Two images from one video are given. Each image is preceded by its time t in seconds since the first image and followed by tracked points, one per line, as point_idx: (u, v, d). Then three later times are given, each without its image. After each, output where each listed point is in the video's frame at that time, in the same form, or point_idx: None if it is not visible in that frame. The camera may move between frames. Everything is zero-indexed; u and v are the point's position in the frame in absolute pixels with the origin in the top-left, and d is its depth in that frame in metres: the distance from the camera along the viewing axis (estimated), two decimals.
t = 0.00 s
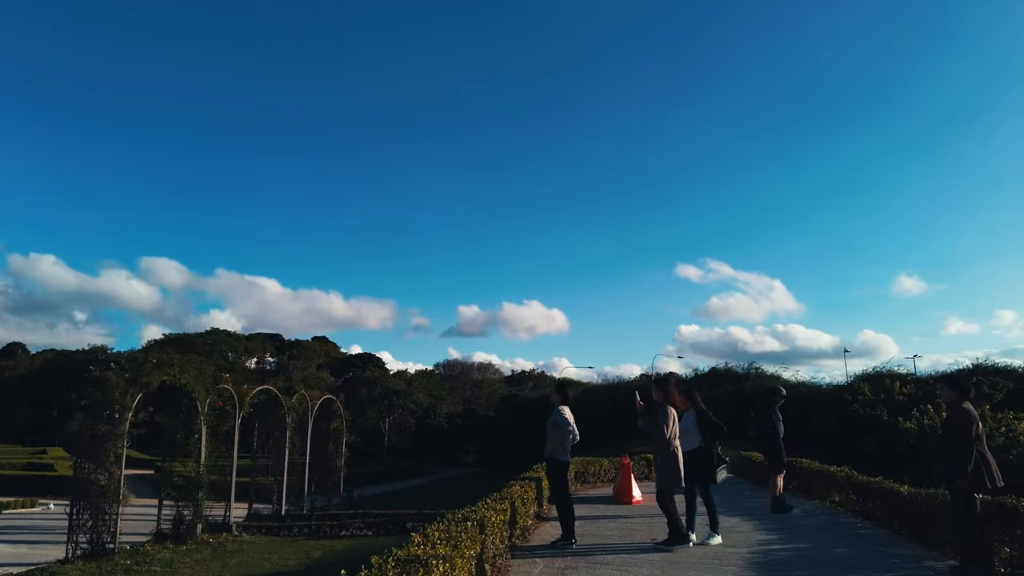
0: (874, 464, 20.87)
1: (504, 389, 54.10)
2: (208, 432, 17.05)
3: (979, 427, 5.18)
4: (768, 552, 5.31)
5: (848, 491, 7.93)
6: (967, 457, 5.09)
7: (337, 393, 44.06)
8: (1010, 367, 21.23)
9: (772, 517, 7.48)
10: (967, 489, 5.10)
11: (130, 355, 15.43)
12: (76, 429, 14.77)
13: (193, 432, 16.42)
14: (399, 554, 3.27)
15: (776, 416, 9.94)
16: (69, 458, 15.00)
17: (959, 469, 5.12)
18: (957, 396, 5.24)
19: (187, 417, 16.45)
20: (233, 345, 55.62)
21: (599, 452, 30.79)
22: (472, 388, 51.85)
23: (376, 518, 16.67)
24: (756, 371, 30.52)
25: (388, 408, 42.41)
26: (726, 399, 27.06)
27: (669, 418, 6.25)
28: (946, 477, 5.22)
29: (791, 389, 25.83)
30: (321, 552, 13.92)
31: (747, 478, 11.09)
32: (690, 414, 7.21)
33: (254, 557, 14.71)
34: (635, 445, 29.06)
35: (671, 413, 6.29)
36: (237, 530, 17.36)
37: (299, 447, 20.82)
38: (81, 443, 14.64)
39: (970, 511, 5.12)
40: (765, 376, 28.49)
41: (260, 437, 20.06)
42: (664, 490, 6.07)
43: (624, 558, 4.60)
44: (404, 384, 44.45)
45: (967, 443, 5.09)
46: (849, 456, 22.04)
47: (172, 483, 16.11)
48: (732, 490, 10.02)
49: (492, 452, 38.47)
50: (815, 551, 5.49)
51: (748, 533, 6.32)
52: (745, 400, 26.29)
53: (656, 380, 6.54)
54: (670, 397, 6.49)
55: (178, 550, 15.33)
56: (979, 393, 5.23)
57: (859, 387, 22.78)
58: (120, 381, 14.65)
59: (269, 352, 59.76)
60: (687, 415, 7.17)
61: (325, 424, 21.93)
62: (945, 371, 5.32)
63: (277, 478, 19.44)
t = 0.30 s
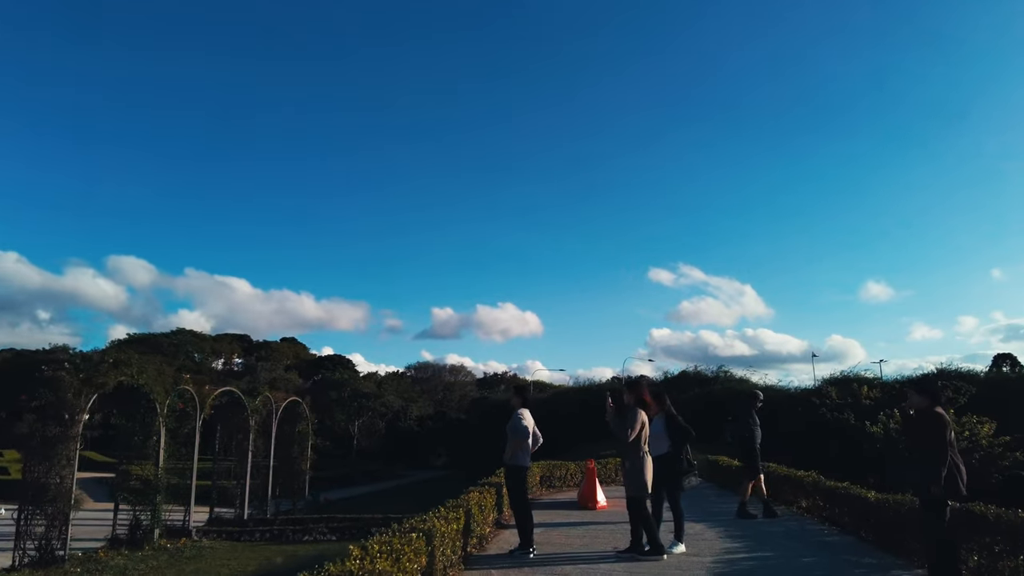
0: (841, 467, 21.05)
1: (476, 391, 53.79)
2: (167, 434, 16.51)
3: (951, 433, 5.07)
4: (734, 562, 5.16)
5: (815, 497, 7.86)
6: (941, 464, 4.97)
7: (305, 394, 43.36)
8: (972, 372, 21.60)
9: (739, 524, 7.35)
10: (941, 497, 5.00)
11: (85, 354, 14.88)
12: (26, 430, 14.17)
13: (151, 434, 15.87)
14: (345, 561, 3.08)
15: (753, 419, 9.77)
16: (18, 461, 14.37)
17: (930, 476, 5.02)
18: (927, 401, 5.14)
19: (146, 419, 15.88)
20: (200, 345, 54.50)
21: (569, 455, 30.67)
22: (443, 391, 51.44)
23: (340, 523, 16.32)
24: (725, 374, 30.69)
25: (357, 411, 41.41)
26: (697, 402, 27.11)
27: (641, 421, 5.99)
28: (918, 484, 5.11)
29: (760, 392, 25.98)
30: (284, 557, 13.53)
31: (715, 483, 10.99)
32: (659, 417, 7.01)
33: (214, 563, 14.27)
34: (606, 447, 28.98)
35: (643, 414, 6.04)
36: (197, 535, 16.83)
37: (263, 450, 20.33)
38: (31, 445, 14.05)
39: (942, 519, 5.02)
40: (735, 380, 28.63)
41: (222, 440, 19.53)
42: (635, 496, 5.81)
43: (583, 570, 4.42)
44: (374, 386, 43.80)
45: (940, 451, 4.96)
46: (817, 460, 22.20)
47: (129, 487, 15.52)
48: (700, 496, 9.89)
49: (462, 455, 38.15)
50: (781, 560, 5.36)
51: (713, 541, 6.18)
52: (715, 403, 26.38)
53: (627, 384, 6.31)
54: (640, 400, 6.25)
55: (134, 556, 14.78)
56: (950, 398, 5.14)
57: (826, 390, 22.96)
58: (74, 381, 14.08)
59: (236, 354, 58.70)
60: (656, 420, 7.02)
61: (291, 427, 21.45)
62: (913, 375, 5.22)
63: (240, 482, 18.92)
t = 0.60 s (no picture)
0: (815, 469, 21.10)
1: (454, 393, 53.45)
2: (133, 434, 16.04)
3: (933, 435, 4.97)
4: (708, 569, 4.99)
5: (790, 499, 7.74)
6: (921, 465, 4.86)
7: (279, 395, 42.75)
8: (944, 375, 21.83)
9: (712, 529, 7.20)
10: (922, 500, 4.88)
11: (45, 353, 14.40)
12: None
13: (115, 435, 15.39)
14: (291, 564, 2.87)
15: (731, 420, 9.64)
16: None
17: (910, 478, 4.91)
18: (907, 401, 5.04)
19: (110, 419, 15.40)
20: (172, 345, 53.50)
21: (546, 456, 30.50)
22: (420, 392, 51.05)
23: (310, 526, 16.02)
24: (701, 376, 30.76)
25: (332, 412, 41.38)
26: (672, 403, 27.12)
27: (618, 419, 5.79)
28: (898, 487, 5.00)
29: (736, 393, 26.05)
30: (251, 561, 13.20)
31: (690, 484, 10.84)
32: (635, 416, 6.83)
33: (179, 567, 13.88)
34: (583, 449, 28.85)
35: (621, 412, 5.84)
36: (162, 539, 16.35)
37: (233, 452, 19.90)
38: None
39: (922, 523, 4.90)
40: (711, 381, 28.71)
41: (191, 440, 19.07)
42: (609, 498, 5.62)
43: None
44: (349, 386, 43.28)
45: (920, 451, 4.86)
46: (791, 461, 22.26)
47: (91, 489, 15.03)
48: (674, 499, 9.73)
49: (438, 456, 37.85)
50: (755, 565, 5.21)
51: (684, 546, 6.02)
52: (691, 405, 26.38)
53: (604, 381, 6.09)
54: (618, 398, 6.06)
55: (94, 560, 14.31)
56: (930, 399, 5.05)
57: (801, 392, 23.05)
58: (32, 380, 13.60)
59: (210, 354, 57.81)
60: (631, 419, 6.85)
61: (262, 428, 21.04)
62: (894, 375, 5.12)
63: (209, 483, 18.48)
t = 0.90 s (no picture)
0: (799, 474, 21.04)
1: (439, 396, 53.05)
2: (105, 438, 15.61)
3: (924, 442, 4.83)
4: None
5: (774, 507, 7.59)
6: (912, 472, 4.71)
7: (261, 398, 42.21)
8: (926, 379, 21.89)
9: (694, 538, 7.03)
10: (912, 509, 4.73)
11: (14, 354, 13.97)
12: None
13: (86, 439, 14.89)
14: None
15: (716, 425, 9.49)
16: None
17: (900, 486, 4.76)
18: (897, 407, 4.91)
19: (81, 423, 14.94)
20: (153, 347, 52.75)
21: (531, 460, 30.26)
22: (404, 395, 50.67)
23: (287, 532, 15.71)
24: (685, 379, 30.69)
25: (315, 416, 40.94)
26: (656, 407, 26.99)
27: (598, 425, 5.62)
28: (887, 496, 4.85)
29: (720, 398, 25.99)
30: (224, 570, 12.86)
31: (673, 491, 10.68)
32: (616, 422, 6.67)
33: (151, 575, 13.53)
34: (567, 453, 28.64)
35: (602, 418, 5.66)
36: (135, 545, 15.94)
37: (210, 456, 19.49)
38: None
39: (912, 534, 4.75)
40: (695, 385, 28.63)
41: (166, 444, 18.67)
42: (587, 508, 5.42)
43: None
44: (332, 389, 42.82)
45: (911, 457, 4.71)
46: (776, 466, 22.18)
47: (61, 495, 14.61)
48: (656, 506, 9.55)
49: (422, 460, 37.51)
50: None
51: (664, 558, 5.83)
52: (675, 409, 26.27)
53: (585, 384, 5.91)
54: (599, 403, 5.90)
55: (62, 569, 13.89)
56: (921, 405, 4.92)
57: (785, 396, 23.00)
58: None
59: (191, 356, 57.11)
60: (612, 425, 6.68)
61: (240, 431, 20.64)
62: (883, 379, 5.00)
63: (186, 488, 18.04)
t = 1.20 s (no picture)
0: (784, 480, 20.93)
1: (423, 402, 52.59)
2: (75, 444, 15.16)
3: (917, 452, 4.66)
4: None
5: (758, 518, 7.42)
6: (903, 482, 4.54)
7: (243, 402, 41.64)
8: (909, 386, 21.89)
9: (676, 551, 6.83)
10: (904, 523, 4.56)
11: None
12: None
13: (55, 445, 14.49)
14: None
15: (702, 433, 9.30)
16: None
17: (890, 498, 4.59)
18: (891, 412, 4.75)
19: (49, 429, 14.50)
20: (133, 351, 51.91)
21: (515, 466, 29.99)
22: (388, 400, 50.20)
23: (263, 541, 15.32)
24: (670, 385, 30.55)
25: (298, 421, 40.49)
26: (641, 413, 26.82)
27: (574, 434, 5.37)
28: (879, 508, 4.68)
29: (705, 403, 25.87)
30: None
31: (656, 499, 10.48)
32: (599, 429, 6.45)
33: None
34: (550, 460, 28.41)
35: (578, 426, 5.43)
36: (106, 555, 15.49)
37: (186, 462, 19.03)
38: None
39: (905, 548, 4.58)
40: (680, 391, 28.49)
41: (141, 450, 18.23)
42: (561, 521, 5.21)
43: None
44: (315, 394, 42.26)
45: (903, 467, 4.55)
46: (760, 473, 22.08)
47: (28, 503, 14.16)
48: (639, 516, 9.34)
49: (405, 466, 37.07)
50: None
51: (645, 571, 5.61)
52: (660, 415, 26.12)
53: (559, 391, 5.66)
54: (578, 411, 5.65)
55: None
56: (915, 412, 4.75)
57: (769, 402, 22.92)
58: None
59: (173, 360, 56.35)
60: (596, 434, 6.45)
61: (218, 437, 20.22)
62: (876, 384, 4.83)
63: (160, 496, 17.53)
